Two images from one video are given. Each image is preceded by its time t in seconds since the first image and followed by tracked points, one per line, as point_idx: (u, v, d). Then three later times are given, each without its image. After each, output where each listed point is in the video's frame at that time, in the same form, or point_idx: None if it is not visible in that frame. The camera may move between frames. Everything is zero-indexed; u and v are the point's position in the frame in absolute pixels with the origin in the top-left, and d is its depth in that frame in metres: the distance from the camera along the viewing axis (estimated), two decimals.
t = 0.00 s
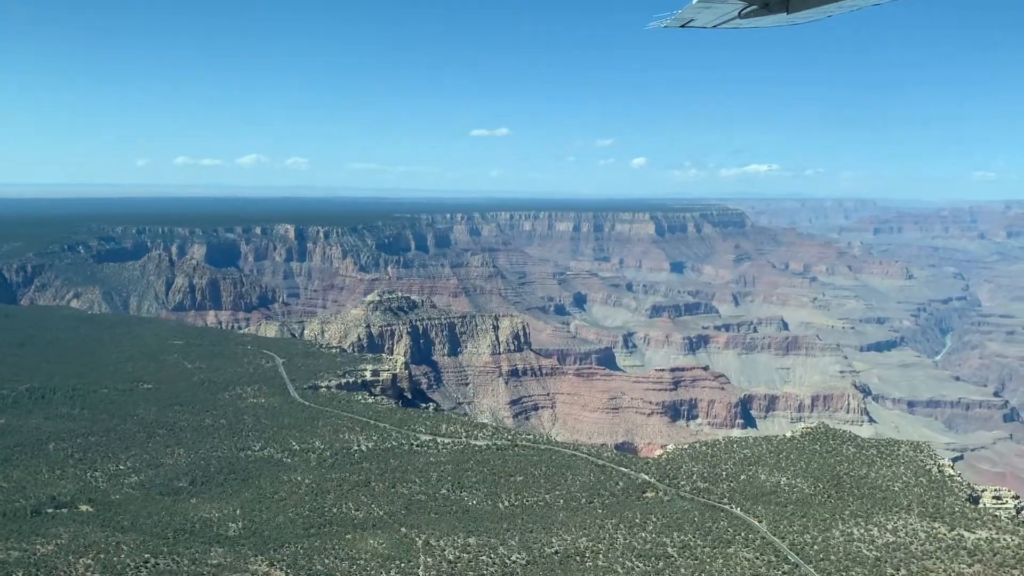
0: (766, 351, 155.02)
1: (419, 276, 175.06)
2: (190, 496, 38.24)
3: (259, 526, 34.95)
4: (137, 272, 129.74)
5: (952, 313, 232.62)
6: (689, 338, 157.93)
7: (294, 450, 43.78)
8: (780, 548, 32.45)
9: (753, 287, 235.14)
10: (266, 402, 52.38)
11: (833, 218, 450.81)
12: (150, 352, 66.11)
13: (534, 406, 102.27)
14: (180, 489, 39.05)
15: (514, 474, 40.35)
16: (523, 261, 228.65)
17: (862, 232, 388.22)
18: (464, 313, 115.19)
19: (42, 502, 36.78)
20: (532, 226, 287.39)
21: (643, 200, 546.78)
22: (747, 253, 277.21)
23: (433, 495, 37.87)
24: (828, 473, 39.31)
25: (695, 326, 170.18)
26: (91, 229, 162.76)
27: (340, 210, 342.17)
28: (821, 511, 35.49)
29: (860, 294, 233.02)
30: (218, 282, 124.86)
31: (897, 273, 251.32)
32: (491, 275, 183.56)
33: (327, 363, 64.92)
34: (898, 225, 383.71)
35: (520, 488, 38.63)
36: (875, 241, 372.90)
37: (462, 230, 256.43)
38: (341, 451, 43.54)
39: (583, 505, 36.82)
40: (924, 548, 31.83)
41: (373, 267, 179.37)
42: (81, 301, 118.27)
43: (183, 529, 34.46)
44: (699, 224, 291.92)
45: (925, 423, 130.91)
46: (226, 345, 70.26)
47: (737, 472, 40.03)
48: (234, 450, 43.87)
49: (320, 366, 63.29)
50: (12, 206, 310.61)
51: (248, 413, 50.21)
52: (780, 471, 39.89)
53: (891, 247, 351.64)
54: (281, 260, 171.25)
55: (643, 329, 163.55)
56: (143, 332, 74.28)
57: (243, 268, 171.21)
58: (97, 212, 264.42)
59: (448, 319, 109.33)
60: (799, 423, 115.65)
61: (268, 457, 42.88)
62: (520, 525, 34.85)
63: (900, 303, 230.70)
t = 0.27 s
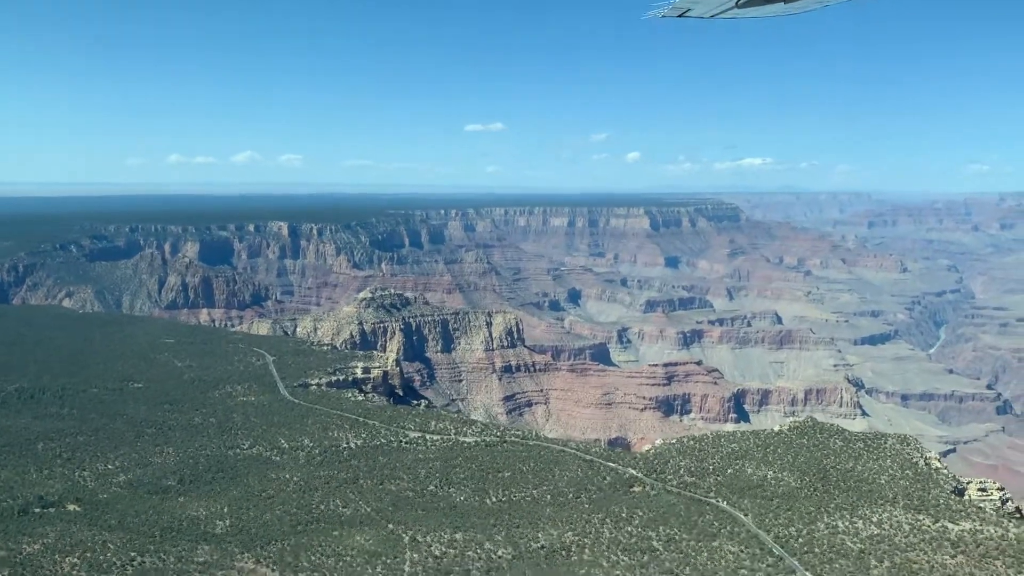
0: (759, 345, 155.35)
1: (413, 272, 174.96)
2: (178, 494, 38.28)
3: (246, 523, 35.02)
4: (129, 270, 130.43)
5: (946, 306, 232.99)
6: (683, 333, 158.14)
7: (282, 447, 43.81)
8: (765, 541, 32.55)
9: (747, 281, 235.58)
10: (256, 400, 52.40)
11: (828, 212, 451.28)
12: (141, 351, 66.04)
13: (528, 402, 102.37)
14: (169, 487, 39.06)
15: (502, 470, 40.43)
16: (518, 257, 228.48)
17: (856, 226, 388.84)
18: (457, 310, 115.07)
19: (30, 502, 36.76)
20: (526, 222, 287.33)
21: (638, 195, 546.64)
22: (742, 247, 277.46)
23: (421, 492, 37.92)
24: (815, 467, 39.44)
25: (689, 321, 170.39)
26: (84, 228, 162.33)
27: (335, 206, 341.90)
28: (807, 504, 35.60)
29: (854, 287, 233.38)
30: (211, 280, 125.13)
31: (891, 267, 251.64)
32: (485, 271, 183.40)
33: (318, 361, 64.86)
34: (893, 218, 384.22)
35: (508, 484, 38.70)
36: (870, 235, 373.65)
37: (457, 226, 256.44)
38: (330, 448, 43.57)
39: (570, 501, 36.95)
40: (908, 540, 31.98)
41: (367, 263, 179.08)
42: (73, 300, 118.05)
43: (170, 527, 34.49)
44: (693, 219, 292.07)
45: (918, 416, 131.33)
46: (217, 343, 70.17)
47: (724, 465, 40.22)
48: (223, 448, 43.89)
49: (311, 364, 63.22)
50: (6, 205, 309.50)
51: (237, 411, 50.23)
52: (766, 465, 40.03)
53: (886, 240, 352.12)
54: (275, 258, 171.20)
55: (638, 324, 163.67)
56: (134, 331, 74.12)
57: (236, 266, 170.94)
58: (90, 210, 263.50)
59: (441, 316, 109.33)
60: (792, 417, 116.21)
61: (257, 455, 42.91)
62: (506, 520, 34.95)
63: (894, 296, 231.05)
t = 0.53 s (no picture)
0: (752, 337, 155.78)
1: (406, 266, 174.98)
2: (166, 489, 38.32)
3: (233, 517, 35.08)
4: (122, 266, 130.38)
5: (939, 297, 233.67)
6: (677, 325, 158.44)
7: (271, 441, 43.89)
8: (750, 531, 32.71)
9: (741, 273, 235.95)
10: (246, 394, 52.46)
11: (822, 204, 452.13)
12: (132, 347, 66.02)
13: (521, 394, 102.17)
14: (156, 482, 39.09)
15: (490, 462, 40.54)
16: (512, 250, 228.59)
17: (849, 218, 389.69)
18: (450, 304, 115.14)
19: (17, 497, 36.76)
20: (520, 216, 287.47)
21: (632, 188, 546.66)
22: (735, 239, 277.89)
23: (408, 484, 38.01)
24: (801, 456, 39.57)
25: (683, 313, 170.69)
26: (76, 224, 161.92)
27: (329, 202, 341.62)
28: (792, 493, 35.78)
29: (847, 279, 233.95)
30: (203, 275, 124.95)
31: (884, 258, 252.21)
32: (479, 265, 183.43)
33: (309, 355, 64.89)
34: (886, 209, 385.14)
35: (494, 476, 38.79)
36: (863, 226, 374.43)
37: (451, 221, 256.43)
38: (318, 442, 43.64)
39: (557, 492, 37.06)
40: (892, 529, 32.13)
41: (361, 258, 179.02)
42: (66, 297, 117.85)
43: (156, 522, 34.50)
44: (687, 212, 292.47)
45: (911, 405, 131.75)
46: (209, 337, 70.18)
47: (710, 456, 40.38)
48: (211, 443, 43.91)
49: (302, 358, 63.24)
50: None
51: (226, 405, 50.27)
52: (753, 455, 40.18)
53: (879, 231, 352.92)
54: (269, 253, 171.06)
55: (631, 316, 163.73)
56: (125, 327, 74.05)
57: (230, 261, 170.58)
58: (83, 207, 262.68)
59: (434, 310, 109.36)
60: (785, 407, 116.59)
61: (245, 449, 42.97)
62: (493, 512, 35.04)
63: (887, 287, 231.69)
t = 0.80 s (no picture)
0: (748, 326, 155.89)
1: (402, 256, 174.70)
2: (154, 481, 38.29)
3: (221, 509, 35.06)
4: (115, 257, 130.10)
5: (935, 285, 233.74)
6: (672, 314, 158.44)
7: (260, 433, 43.87)
8: (736, 521, 32.77)
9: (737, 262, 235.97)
10: (236, 386, 52.39)
11: (819, 192, 451.97)
12: (123, 338, 65.85)
13: (515, 384, 102.01)
14: (144, 474, 39.06)
15: (479, 452, 40.54)
16: (508, 240, 228.28)
17: (846, 207, 389.66)
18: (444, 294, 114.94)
19: (5, 490, 36.72)
20: (516, 205, 287.16)
21: (629, 177, 546.08)
22: (732, 228, 277.76)
23: (396, 475, 38.01)
24: (789, 446, 39.60)
25: (679, 302, 170.63)
26: (70, 214, 161.50)
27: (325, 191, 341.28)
28: (779, 483, 35.80)
29: (843, 267, 233.97)
30: (197, 266, 124.50)
31: (880, 246, 252.19)
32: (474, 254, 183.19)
33: (300, 346, 64.80)
34: (883, 198, 385.09)
35: (483, 467, 38.79)
36: (860, 214, 374.42)
37: (447, 210, 256.02)
38: (307, 433, 43.62)
39: (545, 482, 37.07)
40: (877, 517, 32.15)
41: (357, 248, 178.79)
42: (58, 288, 117.58)
43: (143, 514, 34.44)
44: (683, 201, 292.25)
45: (906, 393, 131.92)
46: (200, 328, 70.04)
47: (699, 445, 40.43)
48: (200, 434, 43.85)
49: (293, 349, 63.13)
50: None
51: (216, 396, 50.20)
52: (741, 444, 40.18)
53: (875, 219, 352.93)
54: (263, 243, 170.62)
55: (626, 305, 163.71)
56: (117, 318, 73.86)
57: (224, 252, 170.10)
58: (77, 198, 261.84)
59: (428, 300, 109.29)
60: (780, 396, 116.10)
61: (234, 440, 42.94)
62: (480, 502, 35.05)
63: (883, 275, 231.74)
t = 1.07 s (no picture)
0: (744, 321, 155.67)
1: (397, 251, 174.42)
2: (138, 477, 38.15)
3: (205, 505, 34.92)
4: (103, 251, 129.86)
5: (935, 278, 233.18)
6: (669, 308, 158.18)
7: (247, 429, 43.74)
8: (721, 516, 32.63)
9: (735, 256, 235.50)
10: (224, 382, 52.24)
11: (818, 184, 450.93)
12: (111, 333, 65.60)
13: (509, 379, 102.46)
14: (129, 471, 38.92)
15: (466, 448, 40.39)
16: (505, 234, 227.74)
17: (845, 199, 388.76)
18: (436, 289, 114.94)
19: None
20: (514, 198, 286.70)
21: (629, 168, 544.83)
22: (730, 221, 277.15)
23: (382, 472, 37.87)
24: (776, 442, 39.42)
25: (675, 296, 170.31)
26: (63, 209, 160.88)
27: (322, 183, 340.27)
28: (766, 478, 35.63)
29: (842, 261, 233.47)
30: (186, 260, 125.74)
31: (879, 240, 251.59)
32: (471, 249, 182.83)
33: (289, 341, 64.69)
34: (883, 190, 384.17)
35: (469, 463, 38.63)
36: (860, 207, 373.69)
37: (444, 204, 255.44)
38: (294, 429, 43.48)
39: (531, 478, 36.93)
40: (864, 513, 31.99)
41: (349, 242, 179.06)
42: (47, 283, 117.50)
43: (127, 511, 34.31)
44: (681, 193, 291.50)
45: (904, 388, 131.75)
46: (190, 324, 69.85)
47: (686, 441, 40.30)
48: (186, 431, 43.69)
49: (282, 345, 63.00)
50: None
51: (204, 393, 50.05)
52: (729, 440, 40.01)
53: (875, 212, 352.05)
54: (254, 236, 170.70)
55: (622, 300, 163.41)
56: (107, 314, 73.62)
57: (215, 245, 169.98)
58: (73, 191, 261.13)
59: (421, 295, 109.30)
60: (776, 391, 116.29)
61: (221, 437, 42.81)
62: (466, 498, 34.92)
63: (882, 269, 231.18)
